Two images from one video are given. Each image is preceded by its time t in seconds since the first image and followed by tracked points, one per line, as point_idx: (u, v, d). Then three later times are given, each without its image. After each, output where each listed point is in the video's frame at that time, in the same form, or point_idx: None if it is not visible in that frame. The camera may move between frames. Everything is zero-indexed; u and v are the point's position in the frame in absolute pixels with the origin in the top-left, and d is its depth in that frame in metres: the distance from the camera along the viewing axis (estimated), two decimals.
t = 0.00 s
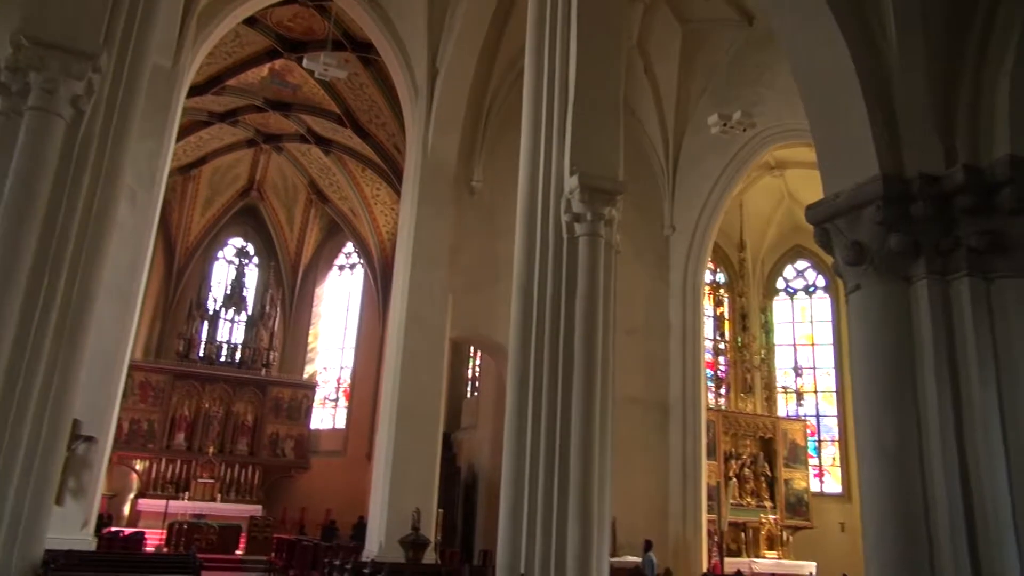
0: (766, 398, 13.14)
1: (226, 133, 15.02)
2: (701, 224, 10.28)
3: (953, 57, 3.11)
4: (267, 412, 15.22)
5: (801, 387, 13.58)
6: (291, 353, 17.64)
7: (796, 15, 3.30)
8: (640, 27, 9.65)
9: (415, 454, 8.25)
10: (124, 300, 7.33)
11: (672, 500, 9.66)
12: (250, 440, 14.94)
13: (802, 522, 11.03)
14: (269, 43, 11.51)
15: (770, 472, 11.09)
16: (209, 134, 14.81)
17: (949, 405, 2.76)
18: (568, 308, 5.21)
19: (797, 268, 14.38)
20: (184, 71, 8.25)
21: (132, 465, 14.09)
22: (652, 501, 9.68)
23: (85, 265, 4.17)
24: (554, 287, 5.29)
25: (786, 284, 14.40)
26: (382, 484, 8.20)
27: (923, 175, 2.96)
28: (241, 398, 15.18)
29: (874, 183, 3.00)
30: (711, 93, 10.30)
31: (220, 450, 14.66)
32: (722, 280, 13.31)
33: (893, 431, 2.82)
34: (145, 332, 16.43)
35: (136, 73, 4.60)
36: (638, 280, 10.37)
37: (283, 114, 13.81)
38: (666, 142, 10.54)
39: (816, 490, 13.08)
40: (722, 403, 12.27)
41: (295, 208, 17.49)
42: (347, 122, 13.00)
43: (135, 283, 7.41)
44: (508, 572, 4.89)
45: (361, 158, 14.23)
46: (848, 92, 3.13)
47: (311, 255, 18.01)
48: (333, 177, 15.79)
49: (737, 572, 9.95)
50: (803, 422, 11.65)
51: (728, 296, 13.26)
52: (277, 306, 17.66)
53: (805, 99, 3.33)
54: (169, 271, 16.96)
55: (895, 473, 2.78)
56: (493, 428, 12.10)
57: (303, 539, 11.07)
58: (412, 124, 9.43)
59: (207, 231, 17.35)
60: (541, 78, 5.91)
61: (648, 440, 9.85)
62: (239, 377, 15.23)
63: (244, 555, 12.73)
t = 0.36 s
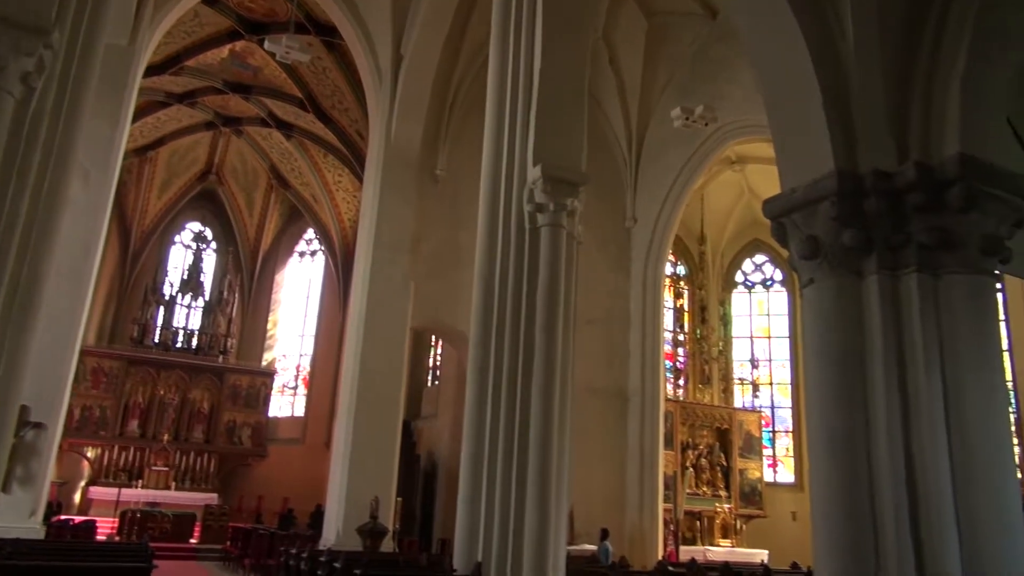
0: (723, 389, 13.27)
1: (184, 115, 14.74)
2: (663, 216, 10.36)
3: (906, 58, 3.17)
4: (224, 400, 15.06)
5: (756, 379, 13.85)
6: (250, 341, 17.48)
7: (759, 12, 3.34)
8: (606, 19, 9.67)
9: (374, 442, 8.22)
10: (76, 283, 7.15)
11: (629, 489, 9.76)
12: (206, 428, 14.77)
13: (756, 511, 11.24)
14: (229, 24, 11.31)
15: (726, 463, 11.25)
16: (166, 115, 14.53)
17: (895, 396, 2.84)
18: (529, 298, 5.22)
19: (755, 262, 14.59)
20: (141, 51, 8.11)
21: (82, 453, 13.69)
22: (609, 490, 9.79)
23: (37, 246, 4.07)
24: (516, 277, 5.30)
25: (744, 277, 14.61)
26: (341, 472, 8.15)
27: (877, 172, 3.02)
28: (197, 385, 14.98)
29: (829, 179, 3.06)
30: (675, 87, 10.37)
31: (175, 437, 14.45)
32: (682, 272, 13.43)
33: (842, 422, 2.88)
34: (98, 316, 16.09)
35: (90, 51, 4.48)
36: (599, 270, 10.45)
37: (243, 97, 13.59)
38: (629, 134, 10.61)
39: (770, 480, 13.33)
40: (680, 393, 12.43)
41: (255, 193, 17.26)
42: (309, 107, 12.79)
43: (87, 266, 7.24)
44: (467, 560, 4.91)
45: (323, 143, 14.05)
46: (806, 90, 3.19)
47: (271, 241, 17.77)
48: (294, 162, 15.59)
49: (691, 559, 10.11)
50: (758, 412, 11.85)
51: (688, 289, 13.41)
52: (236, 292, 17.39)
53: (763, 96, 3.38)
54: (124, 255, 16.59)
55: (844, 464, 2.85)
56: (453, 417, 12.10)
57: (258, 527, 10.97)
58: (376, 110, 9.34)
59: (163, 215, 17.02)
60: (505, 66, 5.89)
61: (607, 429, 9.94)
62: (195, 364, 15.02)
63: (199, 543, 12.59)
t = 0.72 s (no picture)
0: (682, 376, 13.20)
1: (141, 91, 14.42)
2: (626, 204, 10.41)
3: (866, 51, 3.21)
4: (181, 382, 14.82)
5: (715, 366, 14.02)
6: (207, 322, 17.06)
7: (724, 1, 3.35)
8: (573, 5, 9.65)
9: (333, 426, 8.18)
10: (27, 260, 6.98)
11: (588, 474, 9.84)
12: (162, 409, 14.53)
13: (711, 496, 11.41)
14: None
15: (683, 449, 11.41)
16: (123, 90, 14.19)
17: (847, 384, 2.90)
18: (491, 283, 5.21)
19: (716, 252, 14.74)
20: (97, 23, 7.90)
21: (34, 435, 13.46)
22: (569, 475, 9.86)
23: None
24: (479, 262, 5.29)
25: (705, 267, 14.76)
26: (299, 456, 8.10)
27: (835, 164, 3.07)
28: (152, 366, 14.71)
29: (789, 170, 3.10)
30: (641, 75, 10.40)
31: (130, 420, 14.20)
32: (644, 260, 13.52)
33: (796, 410, 2.93)
34: (50, 295, 15.68)
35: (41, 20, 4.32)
36: (561, 256, 10.48)
37: (203, 73, 13.31)
38: (595, 121, 10.63)
39: (726, 466, 13.54)
40: (640, 380, 12.55)
41: (215, 173, 16.95)
42: (271, 85, 12.54)
43: (39, 243, 7.08)
44: (424, 545, 4.91)
45: (285, 123, 13.80)
46: (768, 82, 3.23)
47: (230, 221, 17.48)
48: (254, 141, 15.34)
49: (648, 544, 10.24)
50: (715, 400, 12.00)
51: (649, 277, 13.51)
52: (193, 273, 17.00)
53: (727, 86, 3.41)
54: (77, 233, 16.16)
55: (798, 454, 2.89)
56: (414, 401, 12.07)
57: (214, 511, 10.83)
58: (339, 90, 9.22)
59: (119, 192, 16.63)
60: (471, 48, 5.83)
61: (567, 415, 10.00)
62: (151, 345, 14.74)
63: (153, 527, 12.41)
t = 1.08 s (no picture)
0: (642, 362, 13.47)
1: (98, 59, 14.06)
2: (591, 189, 10.45)
3: (829, 43, 3.24)
4: (136, 359, 14.61)
5: (674, 352, 14.16)
6: (164, 300, 16.79)
7: None
8: None
9: (292, 407, 8.10)
10: None
11: (547, 457, 9.92)
12: (116, 386, 14.31)
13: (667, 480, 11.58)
14: None
15: (641, 433, 11.54)
16: (79, 58, 13.81)
17: (802, 371, 2.95)
18: (455, 265, 5.19)
19: (679, 239, 14.87)
20: None
21: None
22: (529, 458, 9.91)
23: None
24: (442, 243, 5.26)
25: (668, 254, 14.88)
26: (257, 435, 8.03)
27: (796, 154, 3.10)
28: (106, 342, 14.49)
29: (751, 158, 3.12)
30: (608, 61, 10.41)
31: (82, 396, 14.00)
32: (608, 246, 13.58)
33: (752, 396, 2.98)
34: None
35: None
36: (526, 239, 10.47)
37: (164, 44, 13.01)
38: (562, 105, 10.61)
39: (683, 450, 13.71)
40: (600, 365, 12.63)
41: (174, 146, 16.62)
42: (233, 59, 12.28)
43: None
44: (381, 525, 4.88)
45: (248, 98, 13.53)
46: (733, 70, 3.25)
47: (189, 196, 17.17)
48: (216, 115, 15.07)
49: (605, 526, 10.35)
50: (674, 386, 12.11)
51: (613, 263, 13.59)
52: (151, 248, 16.68)
53: (694, 73, 3.42)
54: (29, 204, 15.69)
55: (752, 440, 2.94)
56: (375, 381, 12.04)
57: (168, 491, 10.67)
58: (304, 65, 9.09)
59: (73, 163, 16.20)
60: (440, 27, 5.78)
61: (528, 398, 10.04)
62: (105, 321, 14.48)
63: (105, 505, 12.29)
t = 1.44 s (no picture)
0: (603, 344, 13.46)
1: (53, 24, 13.67)
2: (557, 171, 10.44)
3: (794, 32, 3.27)
4: (89, 334, 14.35)
5: (635, 336, 14.29)
6: (118, 274, 16.46)
7: None
8: None
9: (250, 386, 8.00)
10: None
11: (507, 438, 9.96)
12: (68, 361, 14.08)
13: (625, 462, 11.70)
14: None
15: (601, 415, 11.62)
16: (32, 23, 13.40)
17: (758, 355, 3.00)
18: (418, 244, 5.16)
19: (642, 224, 14.96)
20: None
21: None
22: (489, 439, 9.94)
23: None
24: (406, 223, 5.22)
25: (631, 239, 14.96)
26: (214, 412, 7.94)
27: (759, 142, 3.12)
28: (59, 316, 14.18)
29: (715, 144, 3.14)
30: (576, 43, 10.37)
31: (33, 371, 13.74)
32: (572, 229, 13.63)
33: (709, 379, 3.02)
34: None
35: None
36: (490, 220, 10.44)
37: (122, 10, 12.64)
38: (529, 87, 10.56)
39: (641, 433, 13.88)
40: (562, 347, 12.67)
41: (132, 115, 16.24)
42: (194, 29, 11.98)
43: None
44: (339, 504, 4.87)
45: (209, 69, 13.21)
46: (699, 56, 3.27)
47: (147, 168, 16.77)
48: (175, 86, 14.74)
49: (562, 506, 10.47)
50: (634, 369, 12.22)
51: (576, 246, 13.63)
52: (105, 220, 16.28)
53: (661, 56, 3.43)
54: None
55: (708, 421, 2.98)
56: (335, 359, 11.97)
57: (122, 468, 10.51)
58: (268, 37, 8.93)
59: (25, 131, 15.75)
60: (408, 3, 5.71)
61: (489, 379, 10.06)
62: (58, 295, 14.15)
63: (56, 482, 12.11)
